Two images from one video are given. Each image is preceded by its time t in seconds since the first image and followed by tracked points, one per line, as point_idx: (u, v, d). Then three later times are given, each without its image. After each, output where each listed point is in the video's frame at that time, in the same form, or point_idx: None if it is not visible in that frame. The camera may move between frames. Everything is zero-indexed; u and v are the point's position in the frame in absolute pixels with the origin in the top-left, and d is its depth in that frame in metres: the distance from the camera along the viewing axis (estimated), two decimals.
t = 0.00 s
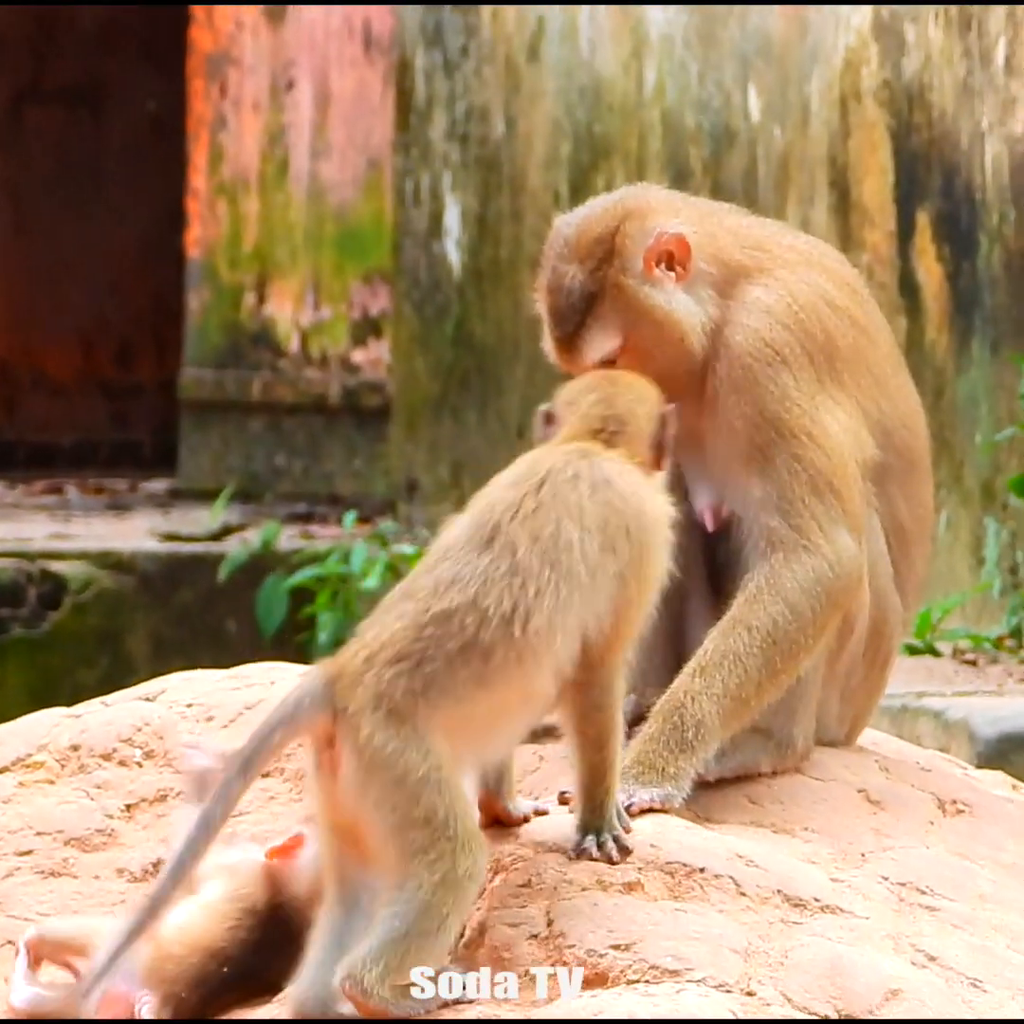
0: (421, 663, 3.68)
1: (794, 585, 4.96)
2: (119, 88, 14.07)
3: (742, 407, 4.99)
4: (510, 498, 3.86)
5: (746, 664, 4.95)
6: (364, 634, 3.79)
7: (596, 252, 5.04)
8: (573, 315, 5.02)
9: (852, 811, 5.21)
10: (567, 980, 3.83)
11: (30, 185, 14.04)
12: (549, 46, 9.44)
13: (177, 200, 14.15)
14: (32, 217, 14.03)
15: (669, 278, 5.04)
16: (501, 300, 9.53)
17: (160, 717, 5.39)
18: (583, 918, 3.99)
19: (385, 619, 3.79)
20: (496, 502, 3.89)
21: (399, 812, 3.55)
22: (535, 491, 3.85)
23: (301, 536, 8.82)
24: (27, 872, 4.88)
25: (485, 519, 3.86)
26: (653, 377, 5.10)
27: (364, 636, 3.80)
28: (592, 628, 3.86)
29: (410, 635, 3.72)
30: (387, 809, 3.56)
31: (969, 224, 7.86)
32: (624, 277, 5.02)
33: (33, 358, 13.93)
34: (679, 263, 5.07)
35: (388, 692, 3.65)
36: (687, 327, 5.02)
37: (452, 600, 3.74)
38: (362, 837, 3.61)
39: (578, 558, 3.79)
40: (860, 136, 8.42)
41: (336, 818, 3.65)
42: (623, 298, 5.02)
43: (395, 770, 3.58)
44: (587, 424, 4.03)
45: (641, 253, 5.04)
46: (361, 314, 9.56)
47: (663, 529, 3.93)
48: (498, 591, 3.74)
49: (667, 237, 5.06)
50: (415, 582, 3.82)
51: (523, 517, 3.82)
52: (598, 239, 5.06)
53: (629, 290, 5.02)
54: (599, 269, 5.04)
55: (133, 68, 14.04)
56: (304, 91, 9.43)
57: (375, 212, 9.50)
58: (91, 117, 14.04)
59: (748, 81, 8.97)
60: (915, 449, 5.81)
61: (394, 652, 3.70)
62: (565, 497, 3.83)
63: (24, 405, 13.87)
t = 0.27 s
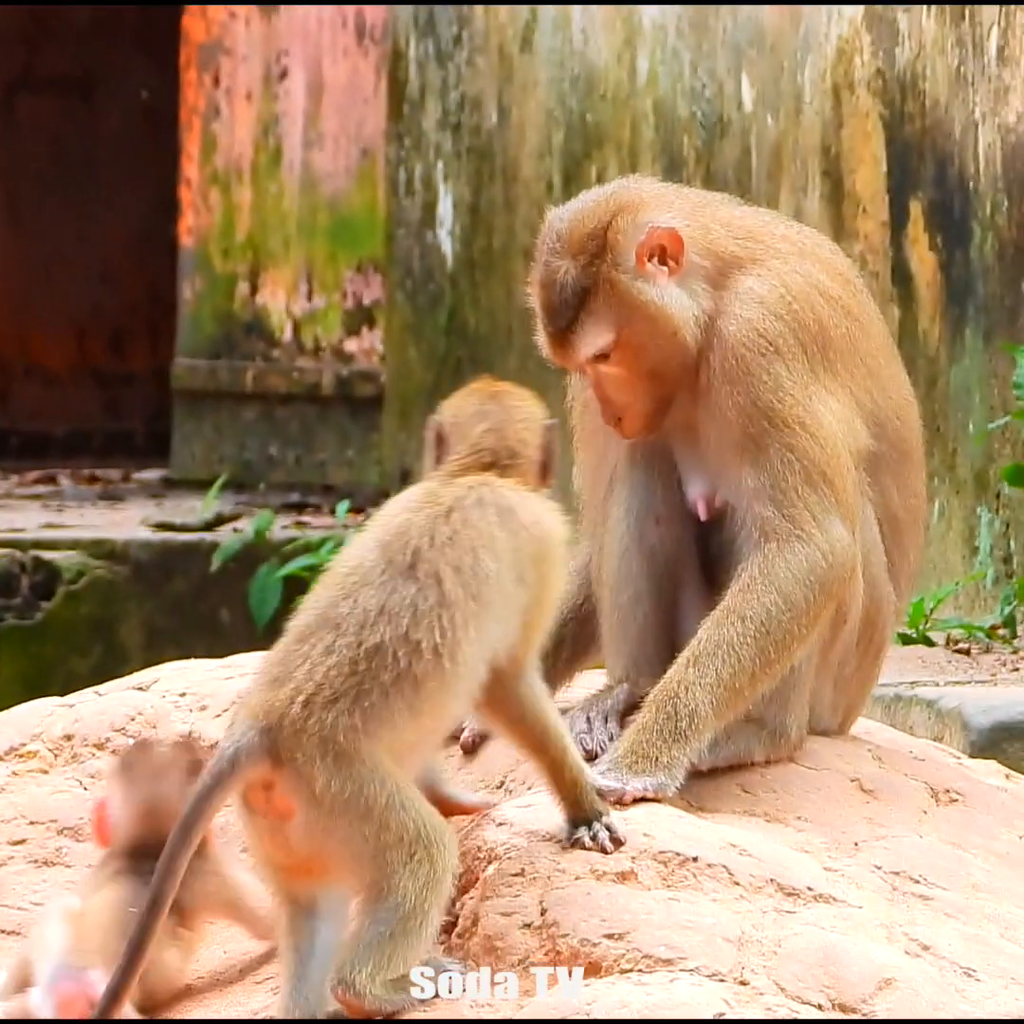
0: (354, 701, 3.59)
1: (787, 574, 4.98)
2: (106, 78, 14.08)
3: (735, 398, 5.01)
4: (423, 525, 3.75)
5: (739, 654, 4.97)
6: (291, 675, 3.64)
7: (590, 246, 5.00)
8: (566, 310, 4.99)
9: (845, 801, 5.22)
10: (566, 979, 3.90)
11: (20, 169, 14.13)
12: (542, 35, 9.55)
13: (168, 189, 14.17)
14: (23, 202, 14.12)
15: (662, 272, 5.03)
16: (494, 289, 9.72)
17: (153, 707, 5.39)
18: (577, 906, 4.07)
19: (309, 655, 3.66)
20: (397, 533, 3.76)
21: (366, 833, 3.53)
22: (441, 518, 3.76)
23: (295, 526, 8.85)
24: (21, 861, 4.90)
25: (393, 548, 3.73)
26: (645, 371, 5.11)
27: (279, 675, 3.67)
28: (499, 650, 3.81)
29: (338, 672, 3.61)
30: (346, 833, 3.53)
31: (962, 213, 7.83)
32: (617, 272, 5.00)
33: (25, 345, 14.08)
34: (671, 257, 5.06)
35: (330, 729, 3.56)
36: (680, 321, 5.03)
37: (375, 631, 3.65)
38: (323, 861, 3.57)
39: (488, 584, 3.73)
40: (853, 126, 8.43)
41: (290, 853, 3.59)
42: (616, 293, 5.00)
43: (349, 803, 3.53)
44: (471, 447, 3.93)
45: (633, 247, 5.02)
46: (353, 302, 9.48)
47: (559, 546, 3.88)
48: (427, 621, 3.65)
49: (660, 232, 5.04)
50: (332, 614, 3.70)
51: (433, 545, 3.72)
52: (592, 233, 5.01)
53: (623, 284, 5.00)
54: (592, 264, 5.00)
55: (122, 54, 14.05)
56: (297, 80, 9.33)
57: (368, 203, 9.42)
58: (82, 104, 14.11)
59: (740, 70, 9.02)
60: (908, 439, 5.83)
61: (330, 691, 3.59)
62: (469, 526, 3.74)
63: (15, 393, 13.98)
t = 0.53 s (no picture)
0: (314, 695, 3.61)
1: (780, 568, 4.98)
2: (102, 68, 14.52)
3: (728, 392, 5.01)
4: (271, 586, 3.81)
5: (733, 649, 4.98)
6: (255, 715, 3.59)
7: (583, 243, 5.03)
8: (558, 304, 5.02)
9: (839, 795, 5.22)
10: (567, 982, 3.78)
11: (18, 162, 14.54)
12: (535, 25, 9.60)
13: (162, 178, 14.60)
14: (21, 196, 14.52)
15: (655, 271, 5.05)
16: (488, 281, 9.74)
17: (149, 699, 5.53)
18: (569, 899, 4.08)
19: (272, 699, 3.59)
20: (251, 608, 3.77)
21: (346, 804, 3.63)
22: (288, 573, 3.84)
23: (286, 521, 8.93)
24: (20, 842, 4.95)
25: (259, 606, 3.76)
26: (635, 370, 5.13)
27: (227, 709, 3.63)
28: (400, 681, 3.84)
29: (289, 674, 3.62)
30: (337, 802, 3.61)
31: (956, 206, 7.66)
32: (610, 269, 5.03)
33: (19, 339, 14.42)
34: (666, 257, 5.06)
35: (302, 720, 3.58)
36: (672, 320, 5.03)
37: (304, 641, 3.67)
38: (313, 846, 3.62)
39: (363, 607, 3.82)
40: (847, 118, 8.20)
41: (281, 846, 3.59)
42: (607, 291, 5.02)
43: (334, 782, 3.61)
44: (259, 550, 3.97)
45: (627, 246, 5.04)
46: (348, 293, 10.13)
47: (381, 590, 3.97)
48: (340, 628, 3.73)
49: (653, 231, 5.05)
50: (252, 649, 3.68)
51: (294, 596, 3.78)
52: (585, 230, 5.05)
53: (614, 283, 5.02)
54: (585, 260, 5.03)
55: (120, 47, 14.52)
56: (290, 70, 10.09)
57: (361, 192, 10.14)
58: (79, 95, 14.53)
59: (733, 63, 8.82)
60: (902, 431, 5.83)
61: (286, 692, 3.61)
62: (312, 576, 3.83)
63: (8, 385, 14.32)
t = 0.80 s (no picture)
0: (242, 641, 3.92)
1: (775, 560, 4.99)
2: (95, 63, 14.50)
3: (721, 385, 5.02)
4: (161, 609, 4.19)
5: (727, 642, 4.99)
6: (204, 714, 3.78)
7: (575, 232, 5.06)
8: (545, 288, 5.04)
9: (833, 788, 5.23)
10: (566, 983, 3.74)
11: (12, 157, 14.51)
12: (529, 18, 9.60)
13: (157, 171, 14.61)
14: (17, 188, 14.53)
15: (644, 267, 5.07)
16: (482, 274, 9.73)
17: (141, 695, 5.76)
18: (563, 892, 4.08)
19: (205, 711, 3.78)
20: (150, 632, 4.10)
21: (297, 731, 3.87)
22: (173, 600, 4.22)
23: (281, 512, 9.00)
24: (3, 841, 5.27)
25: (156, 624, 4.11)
26: (617, 362, 5.14)
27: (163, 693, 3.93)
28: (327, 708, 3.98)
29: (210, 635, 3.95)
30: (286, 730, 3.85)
31: (951, 199, 7.65)
32: (598, 260, 5.05)
33: (15, 331, 14.46)
34: (656, 254, 5.08)
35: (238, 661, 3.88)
36: (656, 316, 5.06)
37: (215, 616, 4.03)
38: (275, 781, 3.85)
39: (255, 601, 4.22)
40: (842, 111, 8.15)
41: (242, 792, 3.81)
42: (594, 282, 5.05)
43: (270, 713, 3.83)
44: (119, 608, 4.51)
45: (617, 241, 5.06)
46: (342, 286, 10.55)
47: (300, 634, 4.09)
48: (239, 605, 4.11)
49: (644, 228, 5.07)
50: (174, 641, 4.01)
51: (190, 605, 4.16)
52: (579, 221, 5.07)
53: (600, 275, 5.05)
54: (575, 248, 5.06)
55: (113, 41, 14.50)
56: (287, 66, 10.49)
57: (356, 185, 10.51)
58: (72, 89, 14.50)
59: (728, 55, 8.75)
60: (897, 424, 5.84)
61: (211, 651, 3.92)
62: (199, 592, 4.23)
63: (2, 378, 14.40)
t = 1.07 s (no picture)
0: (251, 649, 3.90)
1: (774, 553, 4.99)
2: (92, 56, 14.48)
3: (719, 377, 5.03)
4: (162, 598, 4.17)
5: (725, 634, 5.00)
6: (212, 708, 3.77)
7: (573, 220, 5.07)
8: (541, 275, 5.04)
9: (832, 780, 5.23)
10: (567, 985, 3.71)
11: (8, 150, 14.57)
12: (527, 11, 9.59)
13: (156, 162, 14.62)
14: (15, 180, 14.55)
15: (641, 258, 5.07)
16: (480, 266, 9.73)
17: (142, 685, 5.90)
18: (562, 884, 4.09)
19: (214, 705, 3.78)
20: (147, 621, 4.10)
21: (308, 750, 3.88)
22: (176, 589, 4.20)
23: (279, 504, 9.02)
24: (2, 830, 5.32)
25: (154, 613, 4.11)
26: (610, 352, 5.15)
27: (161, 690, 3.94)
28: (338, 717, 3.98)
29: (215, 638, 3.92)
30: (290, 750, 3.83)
31: (949, 191, 7.64)
32: (594, 248, 5.06)
33: (13, 322, 14.48)
34: (653, 245, 5.08)
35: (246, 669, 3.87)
36: (651, 307, 5.07)
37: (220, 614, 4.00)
38: (284, 792, 3.87)
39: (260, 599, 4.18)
40: (840, 102, 8.14)
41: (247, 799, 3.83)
42: (590, 271, 5.05)
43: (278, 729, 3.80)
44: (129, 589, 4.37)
45: (615, 230, 5.07)
46: (340, 277, 10.52)
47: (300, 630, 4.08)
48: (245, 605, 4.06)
49: (642, 218, 5.06)
50: (174, 635, 3.99)
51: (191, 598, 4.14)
52: (576, 210, 5.08)
53: (596, 265, 5.06)
54: (572, 235, 5.06)
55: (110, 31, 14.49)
56: (285, 57, 10.49)
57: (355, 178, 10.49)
58: (69, 82, 14.51)
59: (727, 47, 8.73)
60: (895, 418, 5.85)
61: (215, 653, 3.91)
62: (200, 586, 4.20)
63: None
